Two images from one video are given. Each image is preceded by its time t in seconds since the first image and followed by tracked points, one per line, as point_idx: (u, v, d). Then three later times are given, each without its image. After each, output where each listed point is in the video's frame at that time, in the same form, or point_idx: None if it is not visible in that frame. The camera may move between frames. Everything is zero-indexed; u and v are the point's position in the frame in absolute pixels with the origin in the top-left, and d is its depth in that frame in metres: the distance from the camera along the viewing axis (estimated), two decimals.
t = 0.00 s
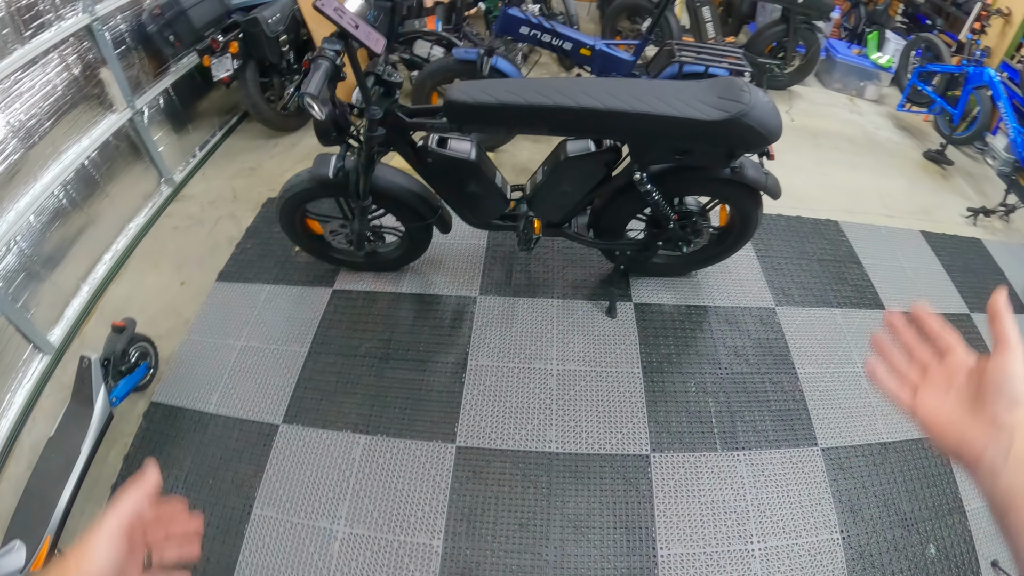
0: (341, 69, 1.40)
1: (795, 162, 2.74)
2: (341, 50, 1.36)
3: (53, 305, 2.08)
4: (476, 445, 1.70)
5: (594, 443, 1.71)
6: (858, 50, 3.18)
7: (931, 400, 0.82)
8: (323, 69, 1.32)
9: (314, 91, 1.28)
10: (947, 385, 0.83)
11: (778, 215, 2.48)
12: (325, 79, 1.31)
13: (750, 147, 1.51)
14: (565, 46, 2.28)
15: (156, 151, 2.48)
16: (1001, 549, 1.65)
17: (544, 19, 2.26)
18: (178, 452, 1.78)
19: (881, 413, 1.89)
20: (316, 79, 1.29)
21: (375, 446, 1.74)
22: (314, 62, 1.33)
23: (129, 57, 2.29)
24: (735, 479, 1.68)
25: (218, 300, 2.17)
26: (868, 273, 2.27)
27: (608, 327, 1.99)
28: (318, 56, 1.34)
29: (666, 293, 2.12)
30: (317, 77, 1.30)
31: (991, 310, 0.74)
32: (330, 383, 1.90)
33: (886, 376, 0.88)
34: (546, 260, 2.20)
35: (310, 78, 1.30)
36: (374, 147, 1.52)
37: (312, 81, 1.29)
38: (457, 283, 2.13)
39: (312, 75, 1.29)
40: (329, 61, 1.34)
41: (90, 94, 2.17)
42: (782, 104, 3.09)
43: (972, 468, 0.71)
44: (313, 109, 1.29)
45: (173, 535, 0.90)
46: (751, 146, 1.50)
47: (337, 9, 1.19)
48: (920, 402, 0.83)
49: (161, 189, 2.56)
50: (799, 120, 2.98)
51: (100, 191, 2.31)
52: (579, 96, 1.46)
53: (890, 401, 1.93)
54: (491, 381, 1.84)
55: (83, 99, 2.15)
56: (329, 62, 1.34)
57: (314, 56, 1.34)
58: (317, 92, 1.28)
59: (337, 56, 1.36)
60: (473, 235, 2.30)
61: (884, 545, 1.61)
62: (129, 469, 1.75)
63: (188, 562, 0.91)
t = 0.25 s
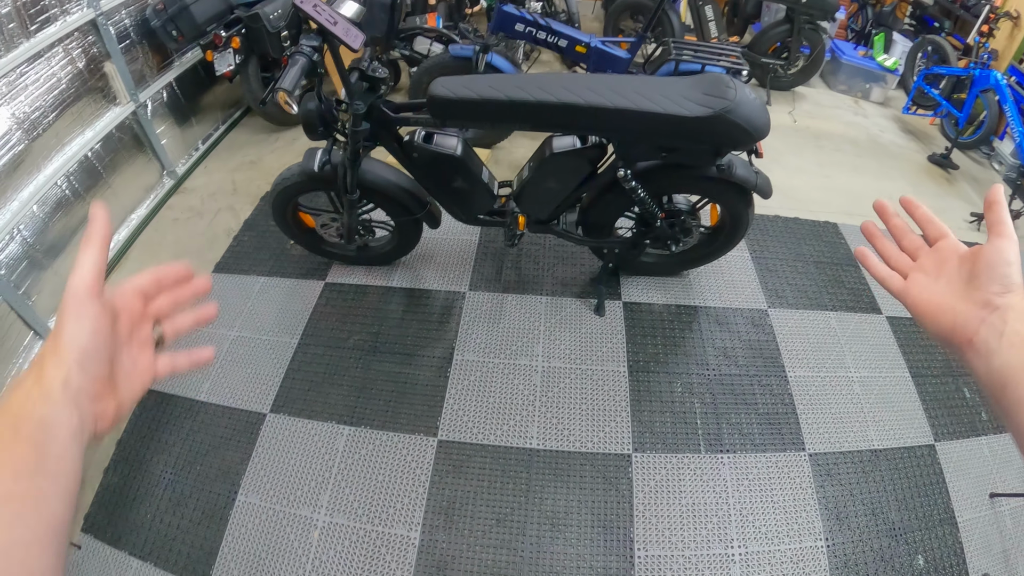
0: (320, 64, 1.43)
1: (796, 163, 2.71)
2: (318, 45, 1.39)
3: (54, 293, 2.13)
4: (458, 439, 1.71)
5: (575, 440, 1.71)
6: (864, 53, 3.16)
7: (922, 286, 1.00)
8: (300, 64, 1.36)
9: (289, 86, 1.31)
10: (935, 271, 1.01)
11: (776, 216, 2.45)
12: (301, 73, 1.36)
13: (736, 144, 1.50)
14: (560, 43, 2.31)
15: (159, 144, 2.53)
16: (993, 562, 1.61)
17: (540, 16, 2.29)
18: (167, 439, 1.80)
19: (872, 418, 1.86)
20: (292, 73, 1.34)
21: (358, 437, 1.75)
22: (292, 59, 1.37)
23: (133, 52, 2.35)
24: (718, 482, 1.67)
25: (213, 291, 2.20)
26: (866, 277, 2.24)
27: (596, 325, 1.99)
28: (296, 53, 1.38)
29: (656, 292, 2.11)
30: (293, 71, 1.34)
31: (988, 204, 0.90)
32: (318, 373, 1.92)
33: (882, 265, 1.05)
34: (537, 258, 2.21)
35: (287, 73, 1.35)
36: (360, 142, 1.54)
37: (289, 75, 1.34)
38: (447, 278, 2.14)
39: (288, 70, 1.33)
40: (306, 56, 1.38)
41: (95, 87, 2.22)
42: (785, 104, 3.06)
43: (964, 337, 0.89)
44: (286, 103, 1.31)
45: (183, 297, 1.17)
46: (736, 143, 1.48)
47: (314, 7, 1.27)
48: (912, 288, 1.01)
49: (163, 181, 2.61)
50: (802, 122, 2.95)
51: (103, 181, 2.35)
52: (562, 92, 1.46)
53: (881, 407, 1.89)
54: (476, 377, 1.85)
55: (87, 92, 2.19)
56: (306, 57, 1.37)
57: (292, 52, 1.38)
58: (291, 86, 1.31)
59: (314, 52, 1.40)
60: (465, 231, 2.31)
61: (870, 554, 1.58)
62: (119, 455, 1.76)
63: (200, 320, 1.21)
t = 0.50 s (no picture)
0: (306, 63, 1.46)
1: (795, 163, 2.69)
2: (303, 45, 1.42)
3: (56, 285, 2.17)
4: (445, 434, 1.73)
5: (561, 437, 1.72)
6: (867, 53, 3.14)
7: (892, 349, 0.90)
8: (286, 64, 1.39)
9: (273, 86, 1.35)
10: (902, 333, 0.92)
11: (772, 217, 2.44)
12: (287, 73, 1.39)
13: (724, 142, 1.49)
14: (556, 42, 2.33)
15: (161, 140, 2.57)
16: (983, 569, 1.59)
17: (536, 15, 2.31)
18: (161, 430, 1.83)
19: (863, 421, 1.84)
20: (277, 73, 1.37)
21: (347, 431, 1.77)
22: (277, 58, 1.40)
23: (136, 49, 2.39)
24: (704, 482, 1.66)
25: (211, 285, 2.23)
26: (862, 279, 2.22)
27: (586, 323, 2.00)
28: (282, 54, 1.41)
29: (648, 292, 2.11)
30: (278, 71, 1.37)
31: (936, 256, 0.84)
32: (310, 368, 1.94)
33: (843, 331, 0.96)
34: (530, 256, 2.22)
35: (272, 73, 1.38)
36: (350, 139, 1.57)
37: (274, 75, 1.37)
38: (441, 275, 2.16)
39: (273, 69, 1.36)
40: (291, 56, 1.41)
41: (97, 83, 2.26)
42: (786, 105, 3.05)
43: (929, 406, 0.81)
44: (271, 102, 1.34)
45: (181, 299, 1.28)
46: (724, 142, 1.48)
47: (302, 8, 1.30)
48: (876, 354, 0.92)
49: (165, 176, 2.65)
50: (803, 122, 2.94)
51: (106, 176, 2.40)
52: (548, 90, 1.47)
53: (873, 410, 1.87)
54: (465, 373, 1.87)
55: (90, 88, 2.23)
56: (291, 57, 1.40)
57: (278, 52, 1.41)
58: (275, 86, 1.34)
59: (299, 51, 1.43)
60: (460, 229, 2.33)
61: (858, 559, 1.56)
62: (115, 444, 1.80)
63: (196, 322, 1.30)
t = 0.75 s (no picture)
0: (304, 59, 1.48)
1: (798, 165, 2.68)
2: (300, 41, 1.44)
3: (60, 277, 2.19)
4: (440, 429, 1.74)
5: (555, 434, 1.72)
6: (873, 54, 3.13)
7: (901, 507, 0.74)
8: (282, 61, 1.42)
9: (269, 82, 1.37)
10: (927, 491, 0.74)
11: (774, 217, 2.43)
12: (283, 69, 1.41)
13: (721, 141, 1.49)
14: (558, 39, 2.34)
15: (166, 134, 2.60)
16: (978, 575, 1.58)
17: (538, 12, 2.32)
18: (161, 420, 1.85)
19: (861, 424, 1.83)
20: (273, 70, 1.39)
21: (343, 424, 1.78)
22: (274, 55, 1.43)
23: (142, 43, 2.41)
24: (697, 483, 1.66)
25: (212, 278, 2.25)
26: (862, 281, 2.21)
27: (583, 321, 2.00)
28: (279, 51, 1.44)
29: (647, 290, 2.11)
30: (275, 68, 1.40)
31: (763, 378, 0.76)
32: (308, 361, 1.95)
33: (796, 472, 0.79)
34: (529, 253, 2.22)
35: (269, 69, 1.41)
36: (349, 135, 1.58)
37: (271, 71, 1.40)
38: (440, 271, 2.17)
39: (270, 66, 1.39)
40: (288, 53, 1.43)
41: (103, 78, 2.28)
42: (791, 105, 3.04)
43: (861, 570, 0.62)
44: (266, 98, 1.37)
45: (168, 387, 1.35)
46: (721, 141, 1.48)
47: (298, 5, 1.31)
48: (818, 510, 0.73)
49: (170, 170, 2.68)
50: (807, 123, 2.92)
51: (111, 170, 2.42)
52: (544, 88, 1.47)
53: (871, 413, 1.86)
54: (462, 369, 1.87)
55: (95, 82, 2.25)
56: (288, 54, 1.43)
57: (276, 49, 1.44)
58: (271, 82, 1.37)
59: (296, 48, 1.45)
60: (460, 225, 2.34)
61: (851, 562, 1.56)
62: (115, 433, 1.82)
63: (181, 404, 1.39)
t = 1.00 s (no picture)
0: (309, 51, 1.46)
1: (804, 165, 2.67)
2: (306, 34, 1.42)
3: (63, 268, 2.20)
4: (441, 424, 1.74)
5: (556, 431, 1.72)
6: (881, 56, 3.11)
7: None
8: (287, 53, 1.40)
9: (274, 74, 1.35)
10: None
11: (778, 218, 2.42)
12: (288, 62, 1.39)
13: (725, 140, 1.48)
14: (564, 36, 2.33)
15: (171, 126, 2.60)
16: None
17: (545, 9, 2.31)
18: (162, 411, 1.85)
19: (863, 427, 1.82)
20: (278, 62, 1.37)
21: (344, 418, 1.78)
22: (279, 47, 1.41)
23: (148, 35, 2.41)
24: (697, 482, 1.66)
25: (215, 271, 2.25)
26: (866, 283, 2.20)
27: (585, 318, 2.00)
28: (284, 42, 1.42)
29: (649, 289, 2.11)
30: (279, 60, 1.38)
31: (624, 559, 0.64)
32: (309, 354, 1.95)
33: None
34: (532, 250, 2.22)
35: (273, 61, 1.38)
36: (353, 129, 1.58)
37: (275, 64, 1.38)
38: (442, 266, 2.17)
39: (274, 58, 1.37)
40: (293, 45, 1.41)
41: (109, 69, 2.28)
42: (797, 106, 3.02)
43: None
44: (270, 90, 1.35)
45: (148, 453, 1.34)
46: (725, 139, 1.47)
47: None
48: None
49: (175, 163, 2.68)
50: (813, 124, 2.91)
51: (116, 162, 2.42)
52: (549, 83, 1.46)
53: (873, 415, 1.85)
54: (463, 365, 1.87)
55: (101, 74, 2.26)
56: (293, 46, 1.41)
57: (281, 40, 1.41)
58: (275, 74, 1.35)
59: (302, 40, 1.43)
60: (463, 221, 2.34)
61: (849, 565, 1.55)
62: (117, 424, 1.83)
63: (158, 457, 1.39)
